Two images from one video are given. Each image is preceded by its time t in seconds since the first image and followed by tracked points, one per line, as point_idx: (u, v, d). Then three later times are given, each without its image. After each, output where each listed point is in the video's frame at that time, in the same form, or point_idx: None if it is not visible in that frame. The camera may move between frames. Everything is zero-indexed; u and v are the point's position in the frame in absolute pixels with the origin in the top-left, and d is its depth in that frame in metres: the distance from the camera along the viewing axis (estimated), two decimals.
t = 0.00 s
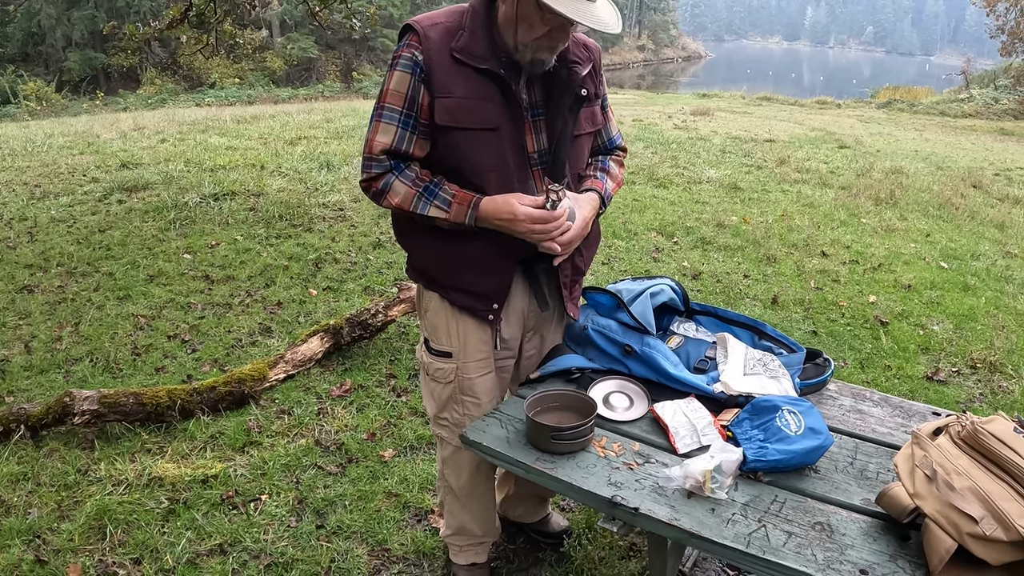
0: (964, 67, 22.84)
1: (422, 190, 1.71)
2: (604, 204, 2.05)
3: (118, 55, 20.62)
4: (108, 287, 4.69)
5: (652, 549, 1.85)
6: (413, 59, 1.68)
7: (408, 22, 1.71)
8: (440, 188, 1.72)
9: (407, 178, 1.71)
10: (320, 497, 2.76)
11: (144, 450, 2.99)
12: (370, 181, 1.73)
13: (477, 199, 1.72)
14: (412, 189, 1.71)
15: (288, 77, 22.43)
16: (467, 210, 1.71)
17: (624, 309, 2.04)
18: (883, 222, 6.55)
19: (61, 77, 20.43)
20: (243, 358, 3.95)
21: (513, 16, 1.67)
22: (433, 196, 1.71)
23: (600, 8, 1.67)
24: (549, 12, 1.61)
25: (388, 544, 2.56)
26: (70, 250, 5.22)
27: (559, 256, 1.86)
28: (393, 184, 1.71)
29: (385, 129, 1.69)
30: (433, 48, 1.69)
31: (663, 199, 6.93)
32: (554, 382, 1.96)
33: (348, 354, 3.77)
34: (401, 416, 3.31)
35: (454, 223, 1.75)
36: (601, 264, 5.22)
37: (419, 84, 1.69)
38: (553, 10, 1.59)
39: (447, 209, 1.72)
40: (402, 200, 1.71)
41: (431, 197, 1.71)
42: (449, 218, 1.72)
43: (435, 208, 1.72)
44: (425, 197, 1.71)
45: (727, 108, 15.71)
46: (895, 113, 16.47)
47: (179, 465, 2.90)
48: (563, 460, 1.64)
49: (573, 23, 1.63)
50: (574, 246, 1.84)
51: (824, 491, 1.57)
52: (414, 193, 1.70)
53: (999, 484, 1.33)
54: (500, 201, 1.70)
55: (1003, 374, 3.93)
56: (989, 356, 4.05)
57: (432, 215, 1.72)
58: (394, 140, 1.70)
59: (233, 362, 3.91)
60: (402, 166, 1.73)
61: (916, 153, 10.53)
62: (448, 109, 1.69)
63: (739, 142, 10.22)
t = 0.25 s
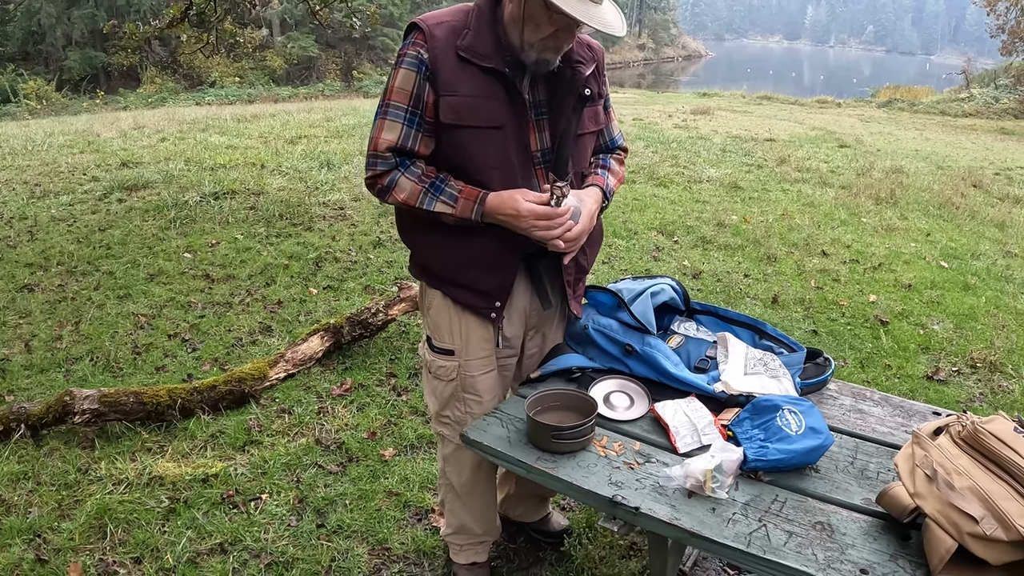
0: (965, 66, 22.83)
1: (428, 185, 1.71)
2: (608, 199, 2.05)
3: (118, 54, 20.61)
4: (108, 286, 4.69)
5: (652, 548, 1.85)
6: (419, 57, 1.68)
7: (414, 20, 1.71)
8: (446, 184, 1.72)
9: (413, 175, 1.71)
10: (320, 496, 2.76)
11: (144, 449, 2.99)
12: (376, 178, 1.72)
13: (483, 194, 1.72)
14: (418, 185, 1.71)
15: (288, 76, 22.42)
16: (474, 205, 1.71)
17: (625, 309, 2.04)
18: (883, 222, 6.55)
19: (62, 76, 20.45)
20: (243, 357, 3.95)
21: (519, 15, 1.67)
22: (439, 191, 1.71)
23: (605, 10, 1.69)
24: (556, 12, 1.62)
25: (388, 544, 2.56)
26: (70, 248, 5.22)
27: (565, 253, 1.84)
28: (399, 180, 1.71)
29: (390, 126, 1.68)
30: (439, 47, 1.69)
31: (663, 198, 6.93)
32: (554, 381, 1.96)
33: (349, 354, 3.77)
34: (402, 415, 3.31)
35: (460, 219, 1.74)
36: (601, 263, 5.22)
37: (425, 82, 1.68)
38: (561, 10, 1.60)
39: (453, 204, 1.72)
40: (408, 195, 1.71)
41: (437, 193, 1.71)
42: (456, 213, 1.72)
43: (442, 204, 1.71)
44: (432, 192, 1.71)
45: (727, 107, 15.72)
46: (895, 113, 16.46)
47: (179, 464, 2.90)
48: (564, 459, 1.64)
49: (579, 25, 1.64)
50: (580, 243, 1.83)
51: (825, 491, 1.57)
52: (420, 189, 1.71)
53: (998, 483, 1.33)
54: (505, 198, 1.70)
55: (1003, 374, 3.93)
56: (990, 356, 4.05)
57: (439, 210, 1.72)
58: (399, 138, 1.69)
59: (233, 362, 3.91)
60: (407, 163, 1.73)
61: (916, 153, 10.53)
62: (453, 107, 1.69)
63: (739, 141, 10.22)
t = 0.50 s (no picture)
0: (966, 65, 22.79)
1: (430, 182, 1.69)
2: (611, 197, 2.05)
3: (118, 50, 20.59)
4: (108, 283, 4.69)
5: (652, 547, 1.85)
6: (426, 53, 1.67)
7: (422, 17, 1.70)
8: (449, 182, 1.71)
9: (416, 171, 1.70)
10: (320, 493, 2.76)
11: (143, 446, 2.99)
12: (378, 172, 1.71)
13: (485, 193, 1.71)
14: (420, 181, 1.70)
15: (288, 73, 22.39)
16: (474, 204, 1.70)
17: (625, 308, 2.03)
18: (884, 221, 6.54)
19: (62, 73, 20.43)
20: (243, 355, 3.95)
21: (527, 12, 1.67)
22: (440, 188, 1.70)
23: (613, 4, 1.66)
24: (564, 7, 1.61)
25: (388, 541, 2.56)
26: (70, 245, 5.22)
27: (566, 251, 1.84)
28: (401, 175, 1.69)
29: (396, 121, 1.67)
30: (447, 43, 1.68)
31: (663, 196, 6.92)
32: (555, 380, 1.96)
33: (348, 351, 3.77)
34: (401, 413, 3.31)
35: (461, 217, 1.74)
36: (601, 261, 5.21)
37: (431, 78, 1.68)
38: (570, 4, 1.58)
39: (454, 202, 1.71)
40: (410, 190, 1.69)
41: (439, 190, 1.70)
42: (456, 211, 1.71)
43: (443, 201, 1.71)
44: (433, 189, 1.70)
45: (728, 105, 15.70)
46: (896, 112, 16.43)
47: (179, 462, 2.90)
48: (564, 458, 1.64)
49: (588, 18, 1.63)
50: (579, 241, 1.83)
51: (825, 491, 1.57)
52: (422, 185, 1.69)
53: (999, 484, 1.33)
54: (509, 196, 1.70)
55: (1004, 374, 3.92)
56: (990, 356, 4.05)
57: (439, 208, 1.71)
58: (404, 133, 1.68)
59: (233, 359, 3.91)
60: (411, 159, 1.72)
61: (917, 152, 10.52)
62: (460, 104, 1.69)
63: (740, 140, 10.21)
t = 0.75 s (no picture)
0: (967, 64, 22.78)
1: (433, 182, 1.70)
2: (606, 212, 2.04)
3: (118, 48, 20.56)
4: (108, 280, 4.68)
5: (652, 545, 1.85)
6: (435, 52, 1.67)
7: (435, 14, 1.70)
8: (452, 182, 1.71)
9: (420, 169, 1.70)
10: (319, 491, 2.76)
11: (143, 443, 2.99)
12: (381, 168, 1.71)
13: (487, 197, 1.72)
14: (423, 180, 1.70)
15: (288, 70, 22.38)
16: (477, 206, 1.71)
17: (624, 306, 2.02)
18: (884, 220, 6.53)
19: (62, 70, 20.42)
20: (242, 352, 3.95)
21: (537, 16, 1.65)
22: (443, 189, 1.71)
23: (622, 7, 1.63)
24: (574, 9, 1.60)
25: (387, 539, 2.55)
26: (70, 242, 5.21)
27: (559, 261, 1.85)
28: (405, 172, 1.69)
29: (402, 118, 1.67)
30: (457, 43, 1.68)
31: (664, 194, 6.92)
32: (553, 378, 1.96)
33: (348, 349, 3.76)
34: (401, 410, 3.30)
35: (462, 218, 1.74)
36: (601, 259, 5.21)
37: (437, 77, 1.68)
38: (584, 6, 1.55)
39: (457, 203, 1.71)
40: (413, 189, 1.69)
41: (442, 191, 1.70)
42: (458, 213, 1.72)
43: (445, 202, 1.71)
44: (436, 189, 1.70)
45: (728, 104, 15.68)
46: (896, 111, 16.42)
47: (178, 459, 2.89)
48: (563, 456, 1.63)
49: (598, 20, 1.61)
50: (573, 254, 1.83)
51: (825, 489, 1.57)
52: (425, 185, 1.69)
53: (999, 483, 1.32)
54: (511, 205, 1.71)
55: (1003, 373, 3.92)
56: (989, 355, 4.04)
57: (442, 208, 1.71)
58: (409, 130, 1.68)
59: (233, 356, 3.91)
60: (415, 156, 1.71)
61: (917, 151, 10.51)
62: (464, 105, 1.68)
63: (740, 138, 10.20)
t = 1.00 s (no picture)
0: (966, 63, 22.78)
1: (432, 202, 1.70)
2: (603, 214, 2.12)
3: (117, 46, 20.54)
4: (107, 278, 4.68)
5: (652, 542, 1.85)
6: (436, 66, 1.65)
7: (436, 24, 1.66)
8: (451, 202, 1.71)
9: (418, 187, 1.69)
10: (319, 488, 2.76)
11: (142, 442, 2.98)
12: (378, 184, 1.70)
13: (487, 219, 1.73)
14: (422, 200, 1.70)
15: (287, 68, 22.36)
16: (476, 229, 1.72)
17: (625, 302, 1.99)
18: (883, 217, 6.54)
19: (61, 68, 20.39)
20: (242, 350, 3.95)
21: (542, 32, 1.63)
22: (442, 209, 1.71)
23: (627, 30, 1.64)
24: (581, 30, 1.59)
25: (387, 537, 2.55)
26: (69, 241, 5.21)
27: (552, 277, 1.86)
28: (402, 191, 1.69)
29: (399, 135, 1.66)
30: (459, 58, 1.65)
31: (663, 192, 6.92)
32: (554, 375, 1.96)
33: (348, 346, 3.76)
34: (401, 408, 3.30)
35: (460, 238, 1.75)
36: (601, 256, 5.21)
37: (438, 94, 1.66)
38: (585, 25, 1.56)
39: (456, 224, 1.72)
40: (410, 208, 1.70)
41: (441, 211, 1.70)
42: (457, 233, 1.73)
43: (443, 221, 1.71)
44: (435, 209, 1.70)
45: (727, 102, 15.68)
46: (894, 109, 16.43)
47: (177, 457, 2.89)
48: (563, 452, 1.63)
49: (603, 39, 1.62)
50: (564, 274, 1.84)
51: (825, 485, 1.57)
52: (424, 205, 1.70)
53: (999, 478, 1.32)
54: (514, 229, 1.73)
55: (1002, 370, 3.93)
56: (988, 352, 4.05)
57: (440, 228, 1.72)
58: (407, 148, 1.67)
59: (232, 354, 3.90)
60: (412, 173, 1.70)
61: (916, 149, 10.52)
62: (466, 123, 1.67)
63: (739, 136, 10.21)
